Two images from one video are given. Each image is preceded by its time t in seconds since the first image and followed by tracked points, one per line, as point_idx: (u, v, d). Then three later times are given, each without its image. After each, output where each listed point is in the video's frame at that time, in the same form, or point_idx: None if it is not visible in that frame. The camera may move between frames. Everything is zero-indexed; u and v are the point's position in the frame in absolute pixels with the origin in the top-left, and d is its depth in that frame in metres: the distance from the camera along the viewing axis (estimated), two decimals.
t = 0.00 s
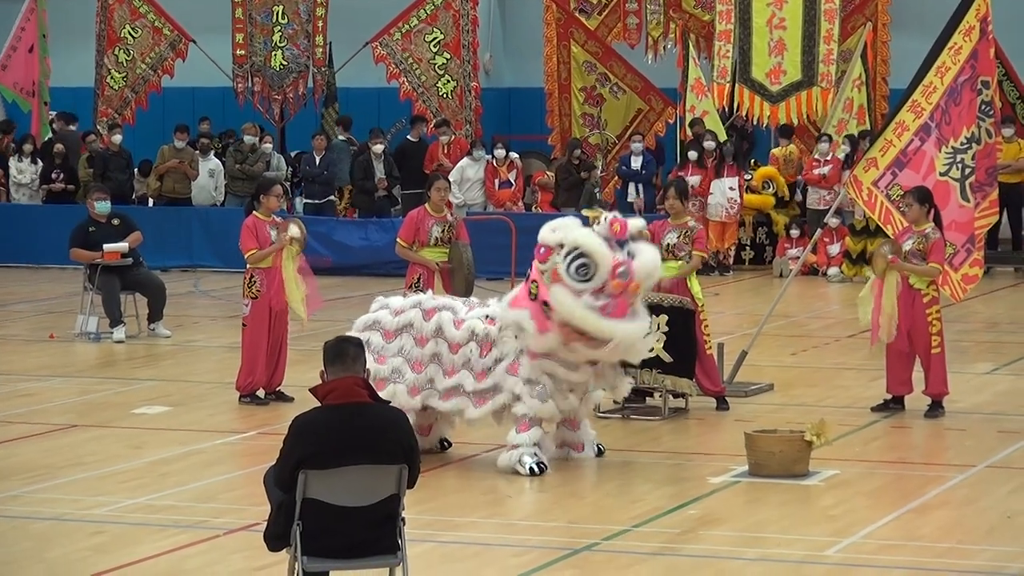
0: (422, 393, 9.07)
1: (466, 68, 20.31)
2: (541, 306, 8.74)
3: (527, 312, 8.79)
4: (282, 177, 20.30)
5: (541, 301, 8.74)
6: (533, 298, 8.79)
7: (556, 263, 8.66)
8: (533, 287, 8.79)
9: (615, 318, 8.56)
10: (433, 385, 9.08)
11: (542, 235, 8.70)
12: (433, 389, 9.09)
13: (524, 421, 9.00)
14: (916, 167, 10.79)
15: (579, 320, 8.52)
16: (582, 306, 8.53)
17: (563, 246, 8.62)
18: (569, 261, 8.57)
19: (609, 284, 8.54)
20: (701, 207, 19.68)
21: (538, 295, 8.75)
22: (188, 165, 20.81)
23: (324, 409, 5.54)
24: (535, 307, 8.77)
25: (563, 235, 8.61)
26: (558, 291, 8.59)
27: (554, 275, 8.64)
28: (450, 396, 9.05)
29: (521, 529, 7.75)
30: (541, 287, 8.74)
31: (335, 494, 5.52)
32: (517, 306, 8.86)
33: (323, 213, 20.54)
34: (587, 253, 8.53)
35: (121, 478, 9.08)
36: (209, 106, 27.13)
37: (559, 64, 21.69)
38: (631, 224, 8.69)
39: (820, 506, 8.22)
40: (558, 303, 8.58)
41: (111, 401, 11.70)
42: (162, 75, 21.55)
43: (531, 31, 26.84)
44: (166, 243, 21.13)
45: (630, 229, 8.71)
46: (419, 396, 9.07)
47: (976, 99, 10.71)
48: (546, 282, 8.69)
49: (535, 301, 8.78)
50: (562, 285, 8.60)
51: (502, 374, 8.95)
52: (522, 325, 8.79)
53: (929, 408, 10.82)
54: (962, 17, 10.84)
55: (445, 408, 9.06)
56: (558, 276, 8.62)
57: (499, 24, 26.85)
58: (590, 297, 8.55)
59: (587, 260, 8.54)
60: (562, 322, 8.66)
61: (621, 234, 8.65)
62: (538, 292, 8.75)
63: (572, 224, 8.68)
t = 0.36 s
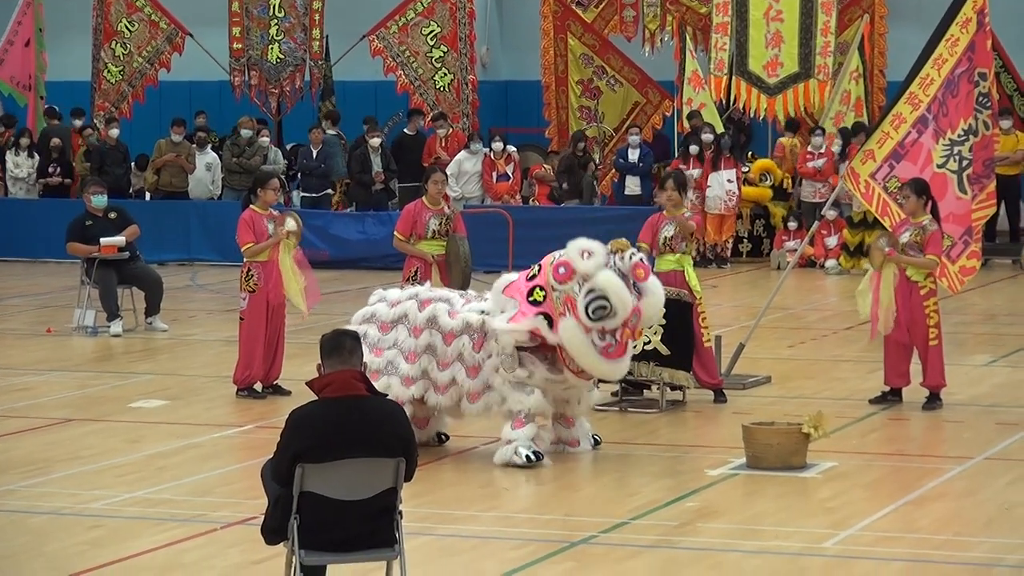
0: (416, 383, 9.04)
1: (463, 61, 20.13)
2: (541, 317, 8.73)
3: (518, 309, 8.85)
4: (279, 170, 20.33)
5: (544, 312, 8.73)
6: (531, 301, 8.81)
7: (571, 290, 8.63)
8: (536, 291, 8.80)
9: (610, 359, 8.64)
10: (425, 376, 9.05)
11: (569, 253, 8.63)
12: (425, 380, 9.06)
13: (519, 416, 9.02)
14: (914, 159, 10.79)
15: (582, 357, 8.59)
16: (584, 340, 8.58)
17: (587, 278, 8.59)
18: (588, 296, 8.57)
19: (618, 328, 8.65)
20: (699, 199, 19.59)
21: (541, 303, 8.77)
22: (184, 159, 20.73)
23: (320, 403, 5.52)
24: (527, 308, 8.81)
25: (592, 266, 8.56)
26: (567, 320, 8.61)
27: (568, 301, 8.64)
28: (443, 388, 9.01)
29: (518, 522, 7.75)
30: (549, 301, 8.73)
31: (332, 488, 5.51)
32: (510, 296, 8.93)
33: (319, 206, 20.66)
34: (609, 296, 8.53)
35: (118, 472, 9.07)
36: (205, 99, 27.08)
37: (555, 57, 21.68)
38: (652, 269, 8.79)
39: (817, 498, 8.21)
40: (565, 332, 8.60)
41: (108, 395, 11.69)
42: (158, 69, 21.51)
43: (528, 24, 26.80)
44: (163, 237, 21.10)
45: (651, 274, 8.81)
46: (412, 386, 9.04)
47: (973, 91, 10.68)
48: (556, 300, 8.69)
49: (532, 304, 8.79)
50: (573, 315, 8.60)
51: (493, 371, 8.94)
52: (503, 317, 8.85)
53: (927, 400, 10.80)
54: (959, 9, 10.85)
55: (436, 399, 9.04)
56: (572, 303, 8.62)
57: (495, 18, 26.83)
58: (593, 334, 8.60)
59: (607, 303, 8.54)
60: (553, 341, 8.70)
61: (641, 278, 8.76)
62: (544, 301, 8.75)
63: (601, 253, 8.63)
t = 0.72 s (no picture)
0: (414, 375, 9.06)
1: (459, 56, 20.52)
2: (591, 305, 8.72)
3: (573, 314, 8.74)
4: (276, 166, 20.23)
5: (591, 299, 8.72)
6: (573, 297, 8.76)
7: (603, 263, 8.71)
8: (571, 287, 8.77)
9: (669, 299, 8.66)
10: (425, 368, 9.07)
11: (579, 236, 8.72)
12: (425, 371, 9.07)
13: (517, 408, 9.01)
14: (910, 152, 10.78)
15: (647, 312, 8.57)
16: (640, 296, 8.57)
17: (610, 244, 8.63)
18: (622, 255, 8.57)
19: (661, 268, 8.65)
20: (697, 194, 19.61)
21: (583, 295, 8.75)
22: (181, 154, 20.83)
23: (317, 397, 5.52)
24: (580, 309, 8.74)
25: (605, 234, 8.64)
26: (618, 289, 8.62)
27: (605, 274, 8.71)
28: (444, 378, 9.04)
29: (515, 516, 7.76)
30: (588, 287, 8.73)
31: (329, 482, 5.52)
32: (554, 306, 8.77)
33: (316, 201, 20.61)
34: (640, 243, 8.53)
35: (116, 467, 9.08)
36: (202, 95, 27.09)
37: (552, 51, 21.67)
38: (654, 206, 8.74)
39: (815, 491, 8.22)
40: (623, 300, 8.60)
41: (106, 390, 11.69)
42: (155, 64, 21.51)
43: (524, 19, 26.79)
44: (160, 232, 21.10)
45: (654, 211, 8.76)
46: (410, 378, 9.06)
47: (969, 84, 10.72)
48: (594, 281, 8.73)
49: (577, 301, 8.75)
50: (619, 282, 8.62)
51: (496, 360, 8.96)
52: (564, 325, 8.76)
53: (924, 392, 10.83)
54: (954, 2, 10.85)
55: (437, 390, 9.06)
56: (612, 274, 8.67)
57: (491, 12, 26.85)
58: (646, 286, 8.62)
59: (641, 251, 8.54)
60: (621, 317, 8.68)
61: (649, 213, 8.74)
62: (584, 290, 8.74)
63: (606, 220, 8.70)
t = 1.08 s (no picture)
0: (416, 372, 9.04)
1: (456, 52, 20.46)
2: (597, 294, 8.72)
3: (580, 309, 8.73)
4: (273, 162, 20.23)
5: (595, 289, 8.73)
6: (576, 291, 8.78)
7: (598, 249, 8.76)
8: (572, 282, 8.81)
9: (673, 272, 8.68)
10: (425, 364, 9.04)
11: (565, 228, 8.83)
12: (425, 368, 9.05)
13: (511, 407, 9.02)
14: (907, 148, 10.78)
15: (651, 284, 8.59)
16: (641, 271, 8.61)
17: (599, 230, 8.75)
18: (614, 236, 8.70)
19: (658, 245, 8.72)
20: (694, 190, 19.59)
21: (586, 286, 8.77)
22: (178, 151, 20.78)
23: (315, 394, 5.52)
24: (586, 301, 8.74)
25: (591, 219, 8.77)
26: (618, 270, 8.66)
27: (603, 257, 8.75)
28: (446, 373, 8.99)
29: (514, 512, 7.76)
30: (589, 277, 8.77)
31: (327, 480, 5.51)
32: (560, 306, 8.78)
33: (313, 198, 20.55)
34: (628, 219, 8.67)
35: (114, 464, 9.07)
36: (199, 91, 27.08)
37: (548, 47, 21.65)
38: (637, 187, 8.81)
39: (813, 487, 8.23)
40: (624, 280, 8.63)
41: (103, 387, 11.68)
42: (152, 61, 21.50)
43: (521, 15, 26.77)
44: (157, 228, 21.08)
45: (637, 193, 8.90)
46: (412, 375, 9.04)
47: (966, 80, 10.72)
48: (594, 270, 8.77)
49: (582, 294, 8.76)
50: (619, 263, 8.68)
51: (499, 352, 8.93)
52: (575, 324, 8.72)
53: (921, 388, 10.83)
54: None
55: (442, 385, 9.01)
56: (608, 257, 8.72)
57: (488, 8, 26.85)
58: (645, 263, 8.67)
59: (632, 228, 8.67)
60: (628, 299, 8.68)
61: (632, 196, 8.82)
62: (585, 282, 8.77)
63: (591, 210, 8.83)
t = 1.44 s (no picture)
0: (408, 371, 9.03)
1: (454, 49, 20.46)
2: (556, 331, 8.84)
3: (537, 334, 8.88)
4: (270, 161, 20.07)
5: (559, 326, 8.85)
6: (542, 318, 8.91)
7: (585, 298, 8.79)
8: (546, 306, 8.91)
9: (628, 360, 8.83)
10: (419, 365, 9.03)
11: (572, 262, 8.85)
12: (419, 368, 9.03)
13: (526, 411, 9.03)
14: (905, 147, 10.82)
15: (603, 358, 8.72)
16: (605, 344, 8.71)
17: (599, 283, 8.77)
18: (606, 301, 8.72)
19: (634, 328, 8.81)
20: (692, 186, 19.63)
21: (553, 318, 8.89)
22: (176, 149, 20.81)
23: (313, 391, 5.53)
24: (544, 330, 8.88)
25: (600, 269, 8.79)
26: (586, 327, 8.74)
27: (583, 308, 8.79)
28: (438, 377, 8.99)
29: (512, 510, 7.77)
30: (561, 313, 8.85)
31: (326, 477, 5.51)
32: (523, 322, 8.95)
33: (311, 195, 20.53)
34: (625, 296, 8.71)
35: (112, 461, 9.08)
36: (197, 88, 27.07)
37: (546, 45, 21.67)
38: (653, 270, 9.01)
39: (810, 485, 8.24)
40: (586, 338, 8.73)
41: (100, 384, 11.69)
42: (150, 58, 21.49)
43: (519, 13, 26.75)
44: (155, 226, 21.07)
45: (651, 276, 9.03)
46: (404, 374, 9.03)
47: (964, 78, 10.71)
48: (569, 310, 8.82)
49: (547, 322, 8.89)
50: (591, 322, 8.75)
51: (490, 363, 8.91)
52: (524, 344, 8.88)
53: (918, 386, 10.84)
54: None
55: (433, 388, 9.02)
56: (587, 310, 8.77)
57: (485, 5, 26.85)
58: (612, 338, 8.76)
59: (624, 304, 8.71)
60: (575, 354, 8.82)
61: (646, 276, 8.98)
62: (556, 314, 8.86)
63: (605, 262, 8.84)
